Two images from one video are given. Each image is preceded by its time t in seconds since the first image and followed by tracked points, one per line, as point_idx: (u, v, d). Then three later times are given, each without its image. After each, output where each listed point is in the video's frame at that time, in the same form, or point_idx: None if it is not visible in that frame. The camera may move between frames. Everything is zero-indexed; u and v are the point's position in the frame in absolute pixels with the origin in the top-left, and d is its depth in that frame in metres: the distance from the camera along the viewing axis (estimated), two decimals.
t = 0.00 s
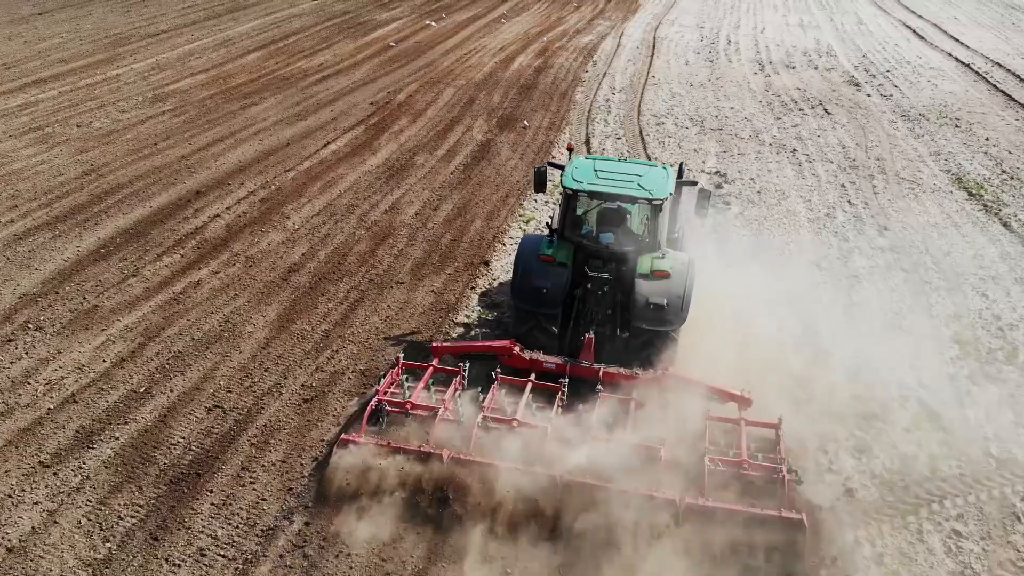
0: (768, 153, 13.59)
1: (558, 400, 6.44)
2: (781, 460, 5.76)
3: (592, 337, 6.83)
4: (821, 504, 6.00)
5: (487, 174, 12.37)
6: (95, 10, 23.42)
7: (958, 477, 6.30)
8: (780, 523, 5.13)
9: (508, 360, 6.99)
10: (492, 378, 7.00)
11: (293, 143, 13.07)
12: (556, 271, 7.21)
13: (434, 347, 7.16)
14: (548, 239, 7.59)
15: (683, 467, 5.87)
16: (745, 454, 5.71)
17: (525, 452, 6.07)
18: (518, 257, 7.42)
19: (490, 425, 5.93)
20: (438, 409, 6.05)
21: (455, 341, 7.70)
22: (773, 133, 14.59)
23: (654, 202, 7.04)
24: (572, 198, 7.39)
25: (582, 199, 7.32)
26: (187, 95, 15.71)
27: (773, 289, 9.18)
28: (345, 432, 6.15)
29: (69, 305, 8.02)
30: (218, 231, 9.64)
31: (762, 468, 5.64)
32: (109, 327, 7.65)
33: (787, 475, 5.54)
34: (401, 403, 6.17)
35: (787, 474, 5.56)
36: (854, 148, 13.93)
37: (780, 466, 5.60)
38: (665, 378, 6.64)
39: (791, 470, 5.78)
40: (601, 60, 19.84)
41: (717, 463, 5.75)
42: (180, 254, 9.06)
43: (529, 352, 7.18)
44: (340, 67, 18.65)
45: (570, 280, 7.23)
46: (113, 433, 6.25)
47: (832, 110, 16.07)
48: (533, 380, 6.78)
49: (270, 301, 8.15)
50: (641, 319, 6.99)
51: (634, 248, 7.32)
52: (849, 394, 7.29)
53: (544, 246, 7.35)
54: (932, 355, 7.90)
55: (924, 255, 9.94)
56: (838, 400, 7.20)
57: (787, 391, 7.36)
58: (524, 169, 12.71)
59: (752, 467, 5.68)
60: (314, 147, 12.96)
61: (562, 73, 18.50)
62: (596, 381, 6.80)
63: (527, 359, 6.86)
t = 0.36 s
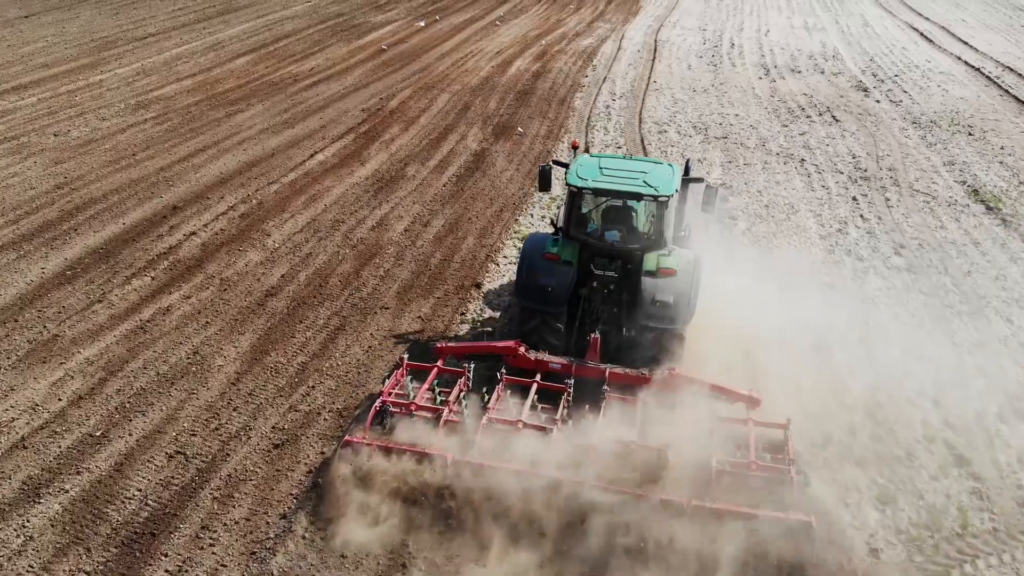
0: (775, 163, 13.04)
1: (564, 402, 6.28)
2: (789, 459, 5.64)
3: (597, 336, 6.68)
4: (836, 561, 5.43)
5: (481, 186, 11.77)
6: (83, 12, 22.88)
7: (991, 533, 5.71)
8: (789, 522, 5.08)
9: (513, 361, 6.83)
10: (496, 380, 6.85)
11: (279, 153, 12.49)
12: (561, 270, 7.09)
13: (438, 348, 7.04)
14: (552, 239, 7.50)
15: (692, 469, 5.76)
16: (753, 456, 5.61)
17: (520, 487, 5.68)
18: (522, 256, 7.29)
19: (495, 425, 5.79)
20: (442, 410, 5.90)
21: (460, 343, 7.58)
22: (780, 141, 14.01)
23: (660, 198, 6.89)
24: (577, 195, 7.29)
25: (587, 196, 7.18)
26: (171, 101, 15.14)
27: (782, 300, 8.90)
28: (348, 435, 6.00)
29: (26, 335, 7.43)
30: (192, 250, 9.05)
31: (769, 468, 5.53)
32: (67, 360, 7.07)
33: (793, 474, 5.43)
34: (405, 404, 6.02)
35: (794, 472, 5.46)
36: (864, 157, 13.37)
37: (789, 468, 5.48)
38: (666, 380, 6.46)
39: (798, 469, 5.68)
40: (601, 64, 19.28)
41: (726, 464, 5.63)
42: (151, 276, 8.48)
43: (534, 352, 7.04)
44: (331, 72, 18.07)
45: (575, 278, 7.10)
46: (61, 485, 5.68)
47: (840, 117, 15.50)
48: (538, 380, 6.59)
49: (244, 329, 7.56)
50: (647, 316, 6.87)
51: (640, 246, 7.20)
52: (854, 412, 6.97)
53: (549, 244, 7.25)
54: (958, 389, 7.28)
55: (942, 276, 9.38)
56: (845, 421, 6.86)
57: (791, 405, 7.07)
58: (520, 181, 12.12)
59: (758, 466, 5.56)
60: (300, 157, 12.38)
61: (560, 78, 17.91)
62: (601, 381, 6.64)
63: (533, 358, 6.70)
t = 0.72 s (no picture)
0: (783, 172, 12.52)
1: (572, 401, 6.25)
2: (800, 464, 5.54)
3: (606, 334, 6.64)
4: None
5: (476, 198, 11.22)
6: (70, 13, 22.35)
7: None
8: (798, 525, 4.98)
9: (520, 358, 6.80)
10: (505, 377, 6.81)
11: (264, 162, 11.94)
12: (572, 265, 7.21)
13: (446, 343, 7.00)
14: (563, 232, 7.59)
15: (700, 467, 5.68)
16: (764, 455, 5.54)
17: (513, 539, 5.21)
18: (533, 250, 7.41)
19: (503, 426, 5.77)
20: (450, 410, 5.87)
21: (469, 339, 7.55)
22: (788, 149, 13.45)
23: (673, 195, 6.98)
24: (589, 189, 7.34)
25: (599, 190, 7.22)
26: (155, 106, 14.59)
27: (800, 295, 8.86)
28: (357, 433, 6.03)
29: None
30: (166, 269, 8.51)
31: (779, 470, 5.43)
32: (22, 394, 6.51)
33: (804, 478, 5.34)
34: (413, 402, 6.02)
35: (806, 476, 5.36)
36: (876, 165, 12.84)
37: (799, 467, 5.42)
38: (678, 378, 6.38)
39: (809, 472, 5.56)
40: (601, 67, 18.74)
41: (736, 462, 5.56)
42: (120, 299, 7.93)
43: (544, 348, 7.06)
44: (324, 76, 17.53)
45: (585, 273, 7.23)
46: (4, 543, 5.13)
47: (850, 123, 14.95)
48: (546, 378, 6.55)
49: (215, 360, 6.99)
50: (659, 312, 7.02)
51: (651, 243, 7.26)
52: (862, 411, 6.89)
53: (560, 239, 7.36)
54: (989, 425, 6.69)
55: (965, 296, 8.81)
56: (851, 422, 6.76)
57: (798, 400, 7.06)
58: (517, 192, 11.58)
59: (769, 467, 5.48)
60: (286, 167, 11.83)
61: (559, 82, 17.36)
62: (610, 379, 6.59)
63: (541, 356, 6.67)
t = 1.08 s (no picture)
0: (793, 181, 11.97)
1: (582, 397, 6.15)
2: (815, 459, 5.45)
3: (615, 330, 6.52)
4: None
5: (469, 211, 10.64)
6: (57, 15, 21.78)
7: None
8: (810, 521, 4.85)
9: (528, 355, 6.64)
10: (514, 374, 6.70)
11: (248, 172, 11.36)
12: (579, 260, 6.87)
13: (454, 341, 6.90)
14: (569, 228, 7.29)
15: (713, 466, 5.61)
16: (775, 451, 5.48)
17: None
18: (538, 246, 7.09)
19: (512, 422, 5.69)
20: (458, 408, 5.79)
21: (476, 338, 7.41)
22: (797, 157, 12.88)
23: (679, 187, 6.66)
24: (595, 184, 7.06)
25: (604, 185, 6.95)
26: (137, 112, 14.00)
27: (804, 292, 8.84)
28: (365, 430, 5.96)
29: None
30: (136, 292, 7.93)
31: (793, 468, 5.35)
32: None
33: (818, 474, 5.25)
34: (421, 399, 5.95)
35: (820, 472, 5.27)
36: (889, 174, 12.29)
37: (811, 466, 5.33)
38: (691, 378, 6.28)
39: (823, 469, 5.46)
40: (601, 70, 18.17)
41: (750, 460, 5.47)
42: (83, 325, 7.34)
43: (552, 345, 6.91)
44: (315, 79, 16.95)
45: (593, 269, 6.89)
46: None
47: (861, 129, 14.38)
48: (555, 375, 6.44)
49: (180, 397, 6.40)
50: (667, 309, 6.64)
51: (659, 237, 6.96)
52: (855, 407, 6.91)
53: (566, 234, 7.06)
54: None
55: (991, 320, 8.20)
56: (874, 467, 6.18)
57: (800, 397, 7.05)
58: (513, 203, 11.02)
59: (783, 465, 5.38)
60: (270, 177, 11.24)
61: (558, 86, 16.79)
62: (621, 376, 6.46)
63: (549, 353, 6.53)
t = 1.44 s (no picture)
0: (804, 193, 11.38)
1: (591, 393, 6.00)
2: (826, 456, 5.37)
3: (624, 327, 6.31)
4: None
5: (461, 225, 10.08)
6: (44, 15, 21.23)
7: None
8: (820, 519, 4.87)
9: (537, 351, 6.46)
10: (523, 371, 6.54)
11: (229, 183, 10.78)
12: (589, 256, 6.50)
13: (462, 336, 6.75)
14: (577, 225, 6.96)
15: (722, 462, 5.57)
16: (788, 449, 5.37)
17: None
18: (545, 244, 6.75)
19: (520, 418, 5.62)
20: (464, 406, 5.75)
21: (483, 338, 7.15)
22: (807, 166, 12.32)
23: (691, 182, 6.37)
24: (603, 179, 6.73)
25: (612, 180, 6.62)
26: (117, 118, 13.44)
27: (811, 293, 8.77)
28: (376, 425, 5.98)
29: None
30: (100, 317, 7.36)
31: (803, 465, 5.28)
32: None
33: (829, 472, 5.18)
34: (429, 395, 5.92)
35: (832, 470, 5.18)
36: (903, 184, 11.73)
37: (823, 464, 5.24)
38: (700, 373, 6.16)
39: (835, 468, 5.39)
40: (601, 73, 17.60)
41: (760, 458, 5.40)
42: (39, 356, 6.78)
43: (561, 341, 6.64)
44: (305, 83, 16.38)
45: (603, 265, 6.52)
46: None
47: (871, 136, 13.80)
48: (563, 372, 6.26)
49: (139, 440, 5.83)
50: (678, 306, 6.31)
51: (669, 232, 6.64)
52: (858, 414, 6.73)
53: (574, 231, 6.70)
54: None
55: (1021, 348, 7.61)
56: (908, 523, 5.53)
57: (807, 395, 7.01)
58: (508, 216, 10.45)
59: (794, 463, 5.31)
60: (252, 189, 10.66)
61: (557, 90, 16.23)
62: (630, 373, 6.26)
63: (557, 350, 6.34)
